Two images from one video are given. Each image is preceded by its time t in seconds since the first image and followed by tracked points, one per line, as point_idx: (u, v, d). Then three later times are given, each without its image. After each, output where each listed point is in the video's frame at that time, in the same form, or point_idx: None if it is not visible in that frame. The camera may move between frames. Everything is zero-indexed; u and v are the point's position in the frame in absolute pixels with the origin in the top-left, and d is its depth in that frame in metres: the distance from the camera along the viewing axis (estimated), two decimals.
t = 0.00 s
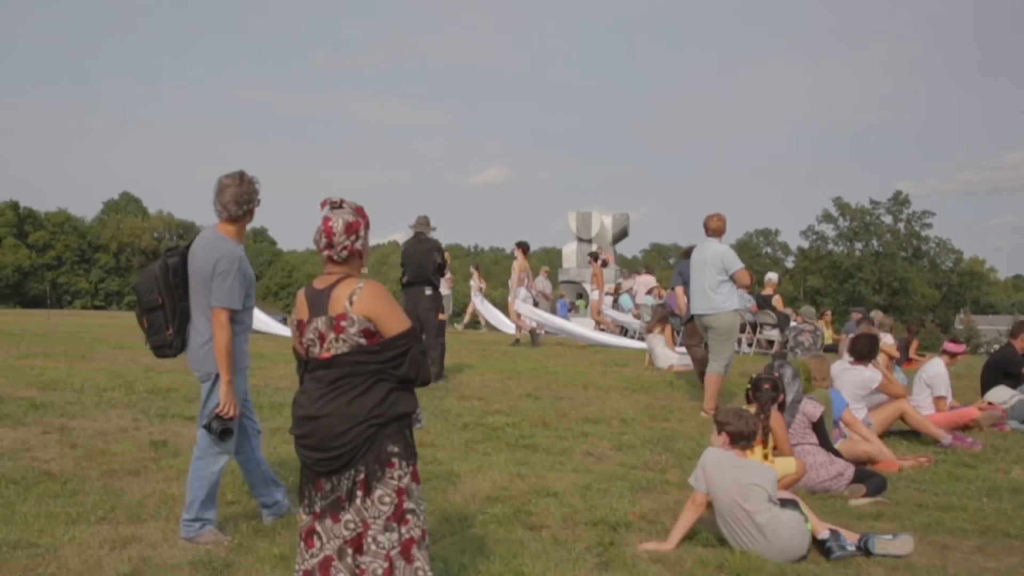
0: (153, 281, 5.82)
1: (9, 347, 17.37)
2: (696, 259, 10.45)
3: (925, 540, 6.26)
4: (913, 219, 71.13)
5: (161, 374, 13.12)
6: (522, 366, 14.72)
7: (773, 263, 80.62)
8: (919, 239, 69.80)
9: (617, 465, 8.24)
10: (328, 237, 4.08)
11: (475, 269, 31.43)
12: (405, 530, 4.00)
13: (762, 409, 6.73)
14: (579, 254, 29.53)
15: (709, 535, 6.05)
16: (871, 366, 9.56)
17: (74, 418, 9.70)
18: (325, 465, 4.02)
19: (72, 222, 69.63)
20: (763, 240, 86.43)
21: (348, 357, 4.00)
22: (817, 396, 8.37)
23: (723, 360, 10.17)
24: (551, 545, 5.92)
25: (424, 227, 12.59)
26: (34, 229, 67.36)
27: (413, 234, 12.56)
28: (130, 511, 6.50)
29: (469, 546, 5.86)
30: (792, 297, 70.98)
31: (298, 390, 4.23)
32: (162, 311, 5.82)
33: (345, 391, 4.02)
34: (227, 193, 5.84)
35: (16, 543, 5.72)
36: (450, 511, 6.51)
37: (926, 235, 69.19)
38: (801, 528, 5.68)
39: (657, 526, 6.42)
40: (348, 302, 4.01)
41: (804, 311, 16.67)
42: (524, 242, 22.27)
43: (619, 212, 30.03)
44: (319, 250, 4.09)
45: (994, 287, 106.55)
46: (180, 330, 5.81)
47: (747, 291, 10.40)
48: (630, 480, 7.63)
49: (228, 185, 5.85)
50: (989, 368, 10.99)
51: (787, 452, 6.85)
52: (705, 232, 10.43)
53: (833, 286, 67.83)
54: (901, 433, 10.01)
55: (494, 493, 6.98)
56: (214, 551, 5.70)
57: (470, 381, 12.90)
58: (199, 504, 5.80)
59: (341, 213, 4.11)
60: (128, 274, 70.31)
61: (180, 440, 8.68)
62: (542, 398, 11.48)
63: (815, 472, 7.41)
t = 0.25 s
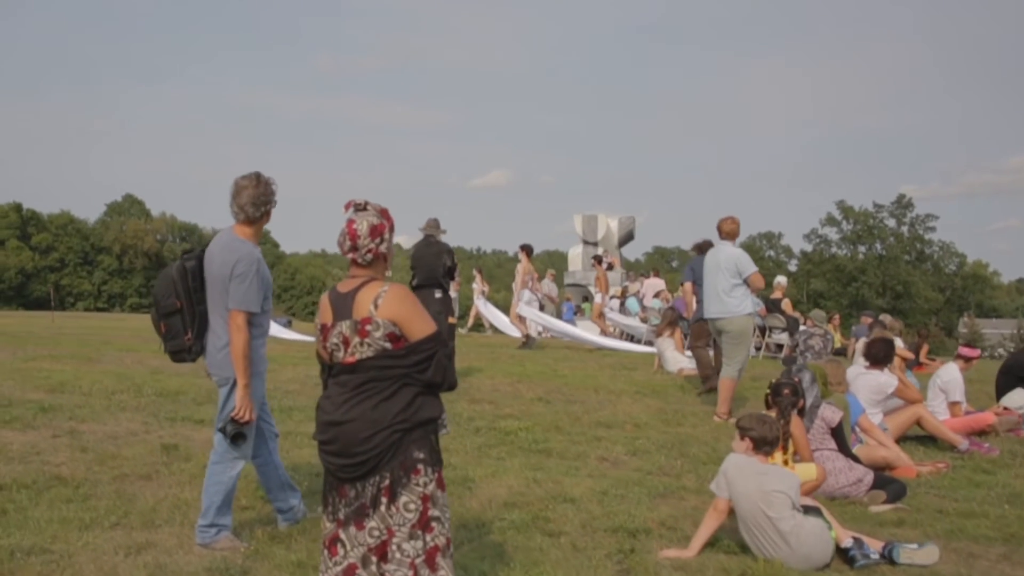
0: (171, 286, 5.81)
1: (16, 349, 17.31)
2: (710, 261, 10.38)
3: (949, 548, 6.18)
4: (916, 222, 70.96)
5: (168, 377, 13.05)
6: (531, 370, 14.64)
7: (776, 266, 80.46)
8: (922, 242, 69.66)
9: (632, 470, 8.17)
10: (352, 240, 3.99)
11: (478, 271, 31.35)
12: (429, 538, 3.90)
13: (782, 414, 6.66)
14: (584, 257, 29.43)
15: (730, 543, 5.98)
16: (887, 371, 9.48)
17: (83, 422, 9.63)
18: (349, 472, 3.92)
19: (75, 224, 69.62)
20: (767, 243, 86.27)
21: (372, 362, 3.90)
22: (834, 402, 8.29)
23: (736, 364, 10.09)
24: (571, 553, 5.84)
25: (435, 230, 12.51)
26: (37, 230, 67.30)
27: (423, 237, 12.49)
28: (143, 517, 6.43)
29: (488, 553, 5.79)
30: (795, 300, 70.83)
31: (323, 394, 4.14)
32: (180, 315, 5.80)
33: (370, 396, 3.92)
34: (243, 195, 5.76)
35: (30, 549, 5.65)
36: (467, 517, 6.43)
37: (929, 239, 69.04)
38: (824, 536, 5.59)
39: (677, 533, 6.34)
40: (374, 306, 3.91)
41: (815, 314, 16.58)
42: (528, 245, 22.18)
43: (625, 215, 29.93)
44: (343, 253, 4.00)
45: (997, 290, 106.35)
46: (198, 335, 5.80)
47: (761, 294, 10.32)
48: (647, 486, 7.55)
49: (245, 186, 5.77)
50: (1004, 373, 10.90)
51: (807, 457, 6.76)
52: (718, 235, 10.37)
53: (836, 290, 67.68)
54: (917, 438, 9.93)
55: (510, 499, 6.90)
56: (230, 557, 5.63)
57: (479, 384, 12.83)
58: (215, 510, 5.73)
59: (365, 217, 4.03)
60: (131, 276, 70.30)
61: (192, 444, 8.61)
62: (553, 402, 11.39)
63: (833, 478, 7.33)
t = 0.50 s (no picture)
0: (186, 291, 5.74)
1: (21, 353, 17.23)
2: (723, 266, 10.34)
3: (973, 556, 6.11)
4: (918, 225, 70.87)
5: (175, 381, 12.98)
6: (539, 374, 14.57)
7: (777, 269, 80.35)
8: (924, 245, 69.56)
9: (647, 476, 8.10)
10: (376, 245, 3.90)
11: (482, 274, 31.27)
12: (453, 547, 3.82)
13: (802, 420, 6.59)
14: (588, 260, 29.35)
15: (751, 550, 5.90)
16: (901, 376, 9.42)
17: (91, 427, 9.56)
18: (373, 479, 3.85)
19: (77, 227, 69.51)
20: (768, 245, 86.17)
21: (396, 369, 3.82)
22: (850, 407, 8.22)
23: (748, 369, 10.01)
24: (590, 560, 5.77)
25: (444, 234, 12.42)
26: (38, 233, 67.26)
27: (432, 241, 12.41)
28: (156, 524, 6.35)
29: (507, 561, 5.71)
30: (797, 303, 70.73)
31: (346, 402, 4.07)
32: (196, 321, 5.75)
33: (395, 402, 3.85)
34: (259, 199, 5.67)
35: (43, 557, 5.58)
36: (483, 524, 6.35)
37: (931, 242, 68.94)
38: (848, 545, 5.51)
39: (696, 540, 6.27)
40: (399, 311, 3.83)
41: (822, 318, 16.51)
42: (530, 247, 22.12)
43: (629, 218, 29.87)
44: (367, 258, 3.91)
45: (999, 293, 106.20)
46: (214, 340, 5.77)
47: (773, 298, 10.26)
48: (663, 492, 7.47)
49: (260, 190, 5.68)
50: (1017, 377, 10.84)
51: (826, 464, 6.69)
52: (731, 239, 10.32)
53: (838, 292, 67.59)
54: (931, 443, 9.87)
55: (526, 506, 6.83)
56: (246, 566, 5.55)
57: (487, 388, 12.76)
58: (230, 518, 5.66)
59: (389, 220, 3.94)
60: (133, 279, 70.22)
61: (202, 449, 8.54)
62: (563, 406, 11.32)
63: (851, 484, 7.26)
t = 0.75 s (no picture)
0: (199, 295, 5.67)
1: (25, 355, 17.17)
2: (734, 269, 10.29)
3: (994, 563, 6.04)
4: (918, 226, 70.81)
5: (181, 384, 12.91)
6: (546, 376, 14.50)
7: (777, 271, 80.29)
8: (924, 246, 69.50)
9: (659, 480, 8.03)
10: (399, 248, 3.83)
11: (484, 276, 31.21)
12: (477, 556, 3.75)
13: (820, 424, 6.52)
14: (591, 262, 29.27)
15: (769, 557, 5.84)
16: (914, 380, 9.35)
17: (98, 430, 9.49)
18: (398, 486, 3.77)
19: (77, 229, 69.43)
20: (768, 247, 86.10)
21: (421, 374, 3.75)
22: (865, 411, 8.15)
23: (759, 372, 9.95)
24: (608, 568, 5.70)
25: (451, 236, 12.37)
26: (38, 235, 67.21)
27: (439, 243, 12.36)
28: (167, 530, 6.29)
29: (524, 569, 5.65)
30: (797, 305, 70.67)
31: (368, 408, 4.00)
32: (209, 325, 5.67)
33: (420, 408, 3.78)
34: (273, 202, 5.60)
35: (54, 564, 5.52)
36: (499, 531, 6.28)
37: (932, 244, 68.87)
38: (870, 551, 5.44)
39: (714, 546, 6.21)
40: (423, 316, 3.76)
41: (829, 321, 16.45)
42: (532, 250, 22.07)
43: (632, 219, 29.79)
44: (390, 262, 3.85)
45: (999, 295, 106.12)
46: (227, 345, 5.67)
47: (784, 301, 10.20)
48: (678, 497, 7.41)
49: (274, 193, 5.61)
50: None
51: (844, 469, 6.62)
52: (741, 241, 10.26)
53: (838, 294, 67.53)
54: (943, 448, 9.80)
55: (541, 511, 6.77)
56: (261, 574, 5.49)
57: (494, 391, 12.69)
58: (244, 524, 5.60)
59: (412, 224, 3.87)
60: (133, 280, 70.16)
61: (211, 453, 8.47)
62: (571, 410, 11.25)
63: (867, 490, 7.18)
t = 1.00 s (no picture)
0: (211, 298, 5.60)
1: (27, 357, 17.10)
2: (744, 271, 10.23)
3: (1014, 569, 5.98)
4: (918, 227, 70.72)
5: (185, 387, 12.84)
6: (551, 378, 14.43)
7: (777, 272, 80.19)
8: (923, 247, 69.41)
9: (671, 484, 7.98)
10: (422, 252, 3.76)
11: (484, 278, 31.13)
12: (506, 562, 3.68)
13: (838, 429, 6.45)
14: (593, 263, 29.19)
15: (788, 563, 5.78)
16: (926, 383, 9.28)
17: (104, 434, 9.43)
18: (423, 493, 3.70)
19: (75, 230, 69.33)
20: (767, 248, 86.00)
21: (446, 379, 3.68)
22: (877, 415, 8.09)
23: (770, 374, 9.90)
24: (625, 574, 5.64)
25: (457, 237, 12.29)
26: (37, 236, 67.09)
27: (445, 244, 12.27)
28: (178, 536, 6.22)
29: None
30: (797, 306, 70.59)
31: (388, 415, 3.93)
32: (221, 329, 5.59)
33: (445, 413, 3.70)
34: (286, 205, 5.53)
35: (66, 571, 5.46)
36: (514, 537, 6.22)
37: (931, 245, 68.79)
38: (893, 556, 5.35)
39: (731, 552, 6.15)
40: (448, 321, 3.68)
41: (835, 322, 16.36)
42: (531, 252, 22.03)
43: (634, 221, 29.72)
44: (412, 266, 3.77)
45: (998, 296, 105.99)
46: (239, 349, 5.59)
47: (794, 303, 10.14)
48: (692, 502, 7.35)
49: (287, 195, 5.54)
50: None
51: (861, 473, 6.56)
52: (751, 243, 10.21)
53: (837, 295, 67.46)
54: (955, 450, 9.75)
55: (555, 516, 6.70)
56: None
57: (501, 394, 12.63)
58: (258, 531, 5.53)
59: (435, 227, 3.79)
60: (132, 282, 70.09)
61: (219, 457, 8.40)
62: (579, 412, 11.19)
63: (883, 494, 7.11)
